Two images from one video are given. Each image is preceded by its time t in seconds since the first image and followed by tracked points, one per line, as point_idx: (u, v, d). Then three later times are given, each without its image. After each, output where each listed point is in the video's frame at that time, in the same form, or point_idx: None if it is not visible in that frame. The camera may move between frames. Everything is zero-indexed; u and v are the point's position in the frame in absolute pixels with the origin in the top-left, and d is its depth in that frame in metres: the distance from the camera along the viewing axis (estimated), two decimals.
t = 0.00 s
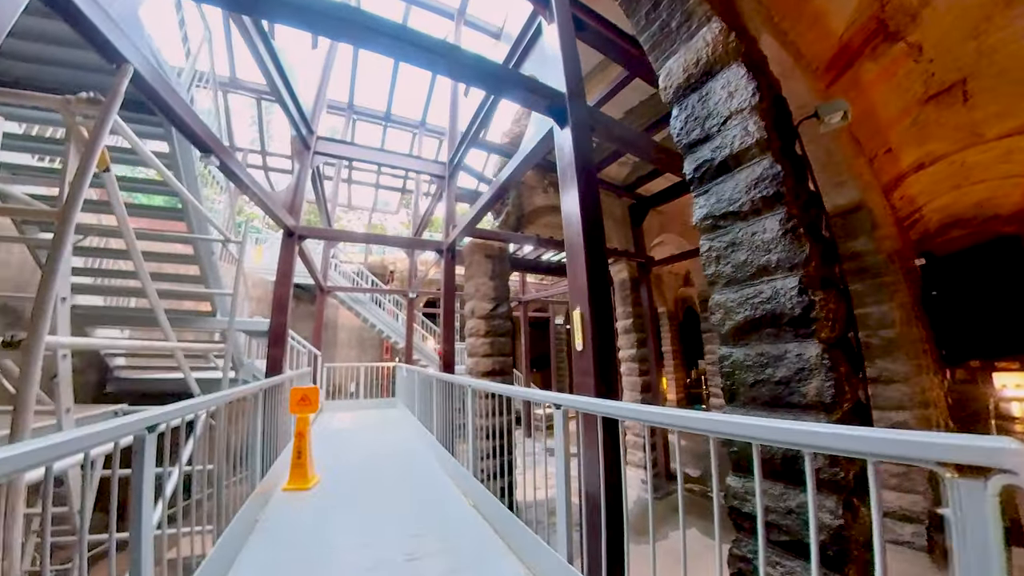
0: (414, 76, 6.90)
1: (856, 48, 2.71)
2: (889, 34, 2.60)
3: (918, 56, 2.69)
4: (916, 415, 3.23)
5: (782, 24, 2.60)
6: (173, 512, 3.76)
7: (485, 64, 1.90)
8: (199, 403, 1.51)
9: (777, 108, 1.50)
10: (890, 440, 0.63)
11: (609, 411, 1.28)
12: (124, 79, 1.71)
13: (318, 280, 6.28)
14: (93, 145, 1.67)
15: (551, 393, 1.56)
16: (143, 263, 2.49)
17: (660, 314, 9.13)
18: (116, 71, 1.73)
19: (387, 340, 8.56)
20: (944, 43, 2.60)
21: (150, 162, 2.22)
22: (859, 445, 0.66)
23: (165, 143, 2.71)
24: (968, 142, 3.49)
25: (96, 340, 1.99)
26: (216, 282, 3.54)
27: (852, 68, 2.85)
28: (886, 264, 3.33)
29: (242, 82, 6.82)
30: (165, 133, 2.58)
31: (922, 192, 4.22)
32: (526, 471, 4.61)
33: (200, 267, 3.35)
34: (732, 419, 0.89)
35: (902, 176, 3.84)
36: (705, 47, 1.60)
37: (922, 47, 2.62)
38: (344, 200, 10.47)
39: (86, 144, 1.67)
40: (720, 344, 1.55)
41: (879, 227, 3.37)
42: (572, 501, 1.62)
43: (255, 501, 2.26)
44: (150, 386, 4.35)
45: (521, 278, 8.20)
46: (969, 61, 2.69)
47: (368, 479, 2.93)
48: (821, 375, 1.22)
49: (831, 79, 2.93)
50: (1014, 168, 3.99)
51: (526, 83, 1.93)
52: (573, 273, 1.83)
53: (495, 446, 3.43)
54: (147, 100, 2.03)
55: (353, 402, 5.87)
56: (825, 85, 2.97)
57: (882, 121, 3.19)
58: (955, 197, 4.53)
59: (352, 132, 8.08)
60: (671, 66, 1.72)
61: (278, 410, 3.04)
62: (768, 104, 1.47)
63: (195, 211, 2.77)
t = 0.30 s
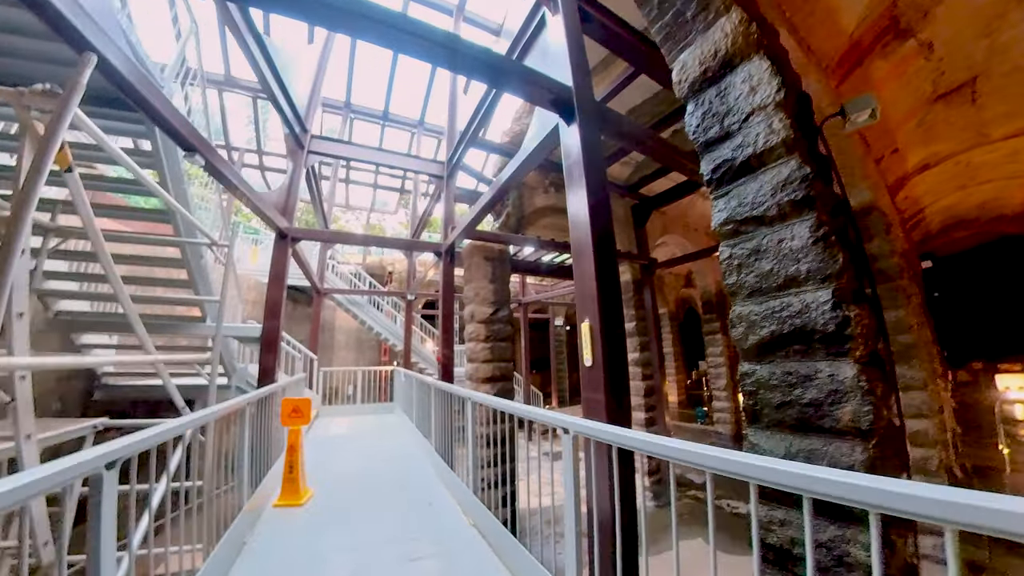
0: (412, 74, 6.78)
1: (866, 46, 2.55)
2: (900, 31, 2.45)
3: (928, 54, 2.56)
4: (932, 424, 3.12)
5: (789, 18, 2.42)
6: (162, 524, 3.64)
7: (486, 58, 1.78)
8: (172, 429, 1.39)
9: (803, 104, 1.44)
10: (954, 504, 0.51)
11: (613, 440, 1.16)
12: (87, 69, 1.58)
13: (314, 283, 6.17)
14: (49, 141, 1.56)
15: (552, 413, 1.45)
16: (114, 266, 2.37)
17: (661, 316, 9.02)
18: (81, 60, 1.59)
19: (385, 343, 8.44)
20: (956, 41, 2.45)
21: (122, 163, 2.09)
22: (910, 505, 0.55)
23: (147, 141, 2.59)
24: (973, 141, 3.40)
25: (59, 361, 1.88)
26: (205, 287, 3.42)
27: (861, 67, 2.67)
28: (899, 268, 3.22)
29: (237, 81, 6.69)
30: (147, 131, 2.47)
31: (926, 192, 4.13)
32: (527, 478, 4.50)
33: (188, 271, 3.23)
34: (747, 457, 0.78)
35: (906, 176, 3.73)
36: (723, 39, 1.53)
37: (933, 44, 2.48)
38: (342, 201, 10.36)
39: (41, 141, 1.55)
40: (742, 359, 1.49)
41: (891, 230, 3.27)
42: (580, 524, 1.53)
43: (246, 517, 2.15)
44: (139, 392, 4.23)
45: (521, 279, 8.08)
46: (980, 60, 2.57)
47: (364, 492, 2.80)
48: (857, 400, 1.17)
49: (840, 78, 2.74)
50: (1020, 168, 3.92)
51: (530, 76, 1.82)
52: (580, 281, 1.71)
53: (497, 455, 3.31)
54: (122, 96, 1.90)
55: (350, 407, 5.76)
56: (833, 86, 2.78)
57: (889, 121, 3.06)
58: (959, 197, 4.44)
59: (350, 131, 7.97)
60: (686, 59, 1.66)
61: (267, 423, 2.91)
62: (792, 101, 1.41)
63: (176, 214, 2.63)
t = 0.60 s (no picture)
0: (410, 73, 6.70)
1: (871, 47, 2.39)
2: (904, 30, 2.31)
3: (933, 55, 2.43)
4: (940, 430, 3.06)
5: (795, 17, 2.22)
6: (152, 532, 3.55)
7: (489, 52, 1.71)
8: (152, 446, 1.30)
9: (821, 101, 1.40)
10: (970, 545, 0.47)
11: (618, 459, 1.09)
12: (55, 57, 1.47)
13: (309, 284, 6.09)
14: (10, 133, 1.43)
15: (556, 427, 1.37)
16: (89, 269, 2.28)
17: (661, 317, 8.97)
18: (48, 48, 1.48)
19: (383, 344, 8.36)
20: (960, 40, 2.34)
21: (98, 160, 1.99)
22: (919, 541, 0.51)
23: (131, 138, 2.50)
24: (974, 141, 3.35)
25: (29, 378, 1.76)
26: (196, 289, 3.33)
27: (864, 68, 2.49)
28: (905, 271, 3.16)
29: (232, 78, 6.59)
30: (132, 128, 2.38)
31: (925, 194, 4.06)
32: (526, 483, 4.42)
33: (177, 273, 3.15)
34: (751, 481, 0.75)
35: (907, 177, 3.61)
36: (738, 34, 1.48)
37: (939, 45, 2.35)
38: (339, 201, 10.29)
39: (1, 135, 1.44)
40: (758, 370, 1.45)
41: (897, 233, 3.22)
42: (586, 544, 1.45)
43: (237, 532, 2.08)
44: (130, 396, 4.14)
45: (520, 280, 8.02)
46: (983, 62, 2.47)
47: (361, 502, 2.72)
48: (883, 413, 1.13)
49: (844, 81, 2.55)
50: (1020, 169, 3.87)
51: (534, 70, 1.73)
52: (587, 286, 1.63)
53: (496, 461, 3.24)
54: (103, 90, 1.82)
55: (347, 411, 5.67)
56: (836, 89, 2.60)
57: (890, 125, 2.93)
58: (957, 198, 4.41)
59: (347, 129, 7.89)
60: (698, 54, 1.62)
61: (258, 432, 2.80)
62: (810, 98, 1.37)
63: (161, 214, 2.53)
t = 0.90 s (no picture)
0: (406, 69, 6.58)
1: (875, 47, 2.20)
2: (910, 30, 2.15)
3: (935, 54, 2.32)
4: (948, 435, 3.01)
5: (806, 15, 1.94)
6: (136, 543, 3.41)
7: (496, 37, 1.61)
8: (126, 464, 1.20)
9: (847, 93, 1.36)
10: None
11: (634, 475, 1.01)
12: (10, 27, 1.31)
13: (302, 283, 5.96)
14: None
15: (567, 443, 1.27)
16: (55, 267, 2.15)
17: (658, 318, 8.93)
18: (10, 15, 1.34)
19: (378, 345, 8.24)
20: (963, 39, 2.25)
21: (71, 151, 1.86)
22: None
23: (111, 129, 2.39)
24: (971, 143, 3.34)
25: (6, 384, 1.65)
26: (182, 289, 3.20)
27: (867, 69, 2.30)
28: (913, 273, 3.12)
29: (224, 73, 6.44)
30: (111, 117, 2.27)
31: (922, 195, 3.98)
32: (525, 488, 4.34)
33: (162, 273, 3.02)
34: (780, 507, 0.70)
35: (905, 178, 3.51)
36: (760, 22, 1.44)
37: (943, 45, 2.26)
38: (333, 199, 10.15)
39: None
40: (783, 379, 1.39)
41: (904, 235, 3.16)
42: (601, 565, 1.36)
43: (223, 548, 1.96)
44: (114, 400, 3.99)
45: (517, 280, 7.95)
46: (985, 62, 2.42)
47: (357, 512, 2.63)
48: (923, 427, 1.07)
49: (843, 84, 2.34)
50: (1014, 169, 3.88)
51: (541, 56, 1.64)
52: (601, 291, 1.54)
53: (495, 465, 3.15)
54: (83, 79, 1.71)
55: (341, 414, 5.55)
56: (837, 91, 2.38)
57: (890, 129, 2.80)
58: (953, 200, 4.39)
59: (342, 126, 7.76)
60: (715, 43, 1.57)
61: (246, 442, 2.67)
62: (838, 90, 1.32)
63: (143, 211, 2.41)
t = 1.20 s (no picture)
0: (404, 66, 6.47)
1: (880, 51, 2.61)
2: (916, 37, 2.53)
3: (938, 62, 2.69)
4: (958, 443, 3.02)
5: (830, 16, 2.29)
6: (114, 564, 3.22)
7: (507, 29, 1.43)
8: (102, 508, 1.10)
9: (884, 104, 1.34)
10: None
11: (665, 522, 0.89)
12: None
13: (294, 286, 5.81)
14: None
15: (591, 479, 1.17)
16: None
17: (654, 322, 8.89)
18: None
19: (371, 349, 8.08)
20: (963, 50, 2.61)
21: (18, 144, 1.70)
22: None
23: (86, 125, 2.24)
24: (965, 151, 3.66)
25: None
26: (165, 295, 3.03)
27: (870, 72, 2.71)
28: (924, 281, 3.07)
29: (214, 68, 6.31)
30: (85, 111, 2.11)
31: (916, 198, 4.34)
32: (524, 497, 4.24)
33: (142, 279, 2.86)
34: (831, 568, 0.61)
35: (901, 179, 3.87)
36: (792, 25, 1.42)
37: (945, 52, 2.61)
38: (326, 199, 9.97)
39: None
40: (817, 405, 1.31)
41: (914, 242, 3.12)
42: None
43: None
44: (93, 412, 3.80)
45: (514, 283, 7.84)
46: (982, 71, 2.76)
47: (353, 534, 2.50)
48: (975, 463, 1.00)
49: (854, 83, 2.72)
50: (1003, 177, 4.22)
51: (555, 53, 1.51)
52: (622, 308, 1.44)
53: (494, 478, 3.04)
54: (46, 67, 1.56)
55: (333, 422, 5.39)
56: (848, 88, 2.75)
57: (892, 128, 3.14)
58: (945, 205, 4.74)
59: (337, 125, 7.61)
60: (742, 45, 1.56)
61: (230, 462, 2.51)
62: (877, 99, 1.30)
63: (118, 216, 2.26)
